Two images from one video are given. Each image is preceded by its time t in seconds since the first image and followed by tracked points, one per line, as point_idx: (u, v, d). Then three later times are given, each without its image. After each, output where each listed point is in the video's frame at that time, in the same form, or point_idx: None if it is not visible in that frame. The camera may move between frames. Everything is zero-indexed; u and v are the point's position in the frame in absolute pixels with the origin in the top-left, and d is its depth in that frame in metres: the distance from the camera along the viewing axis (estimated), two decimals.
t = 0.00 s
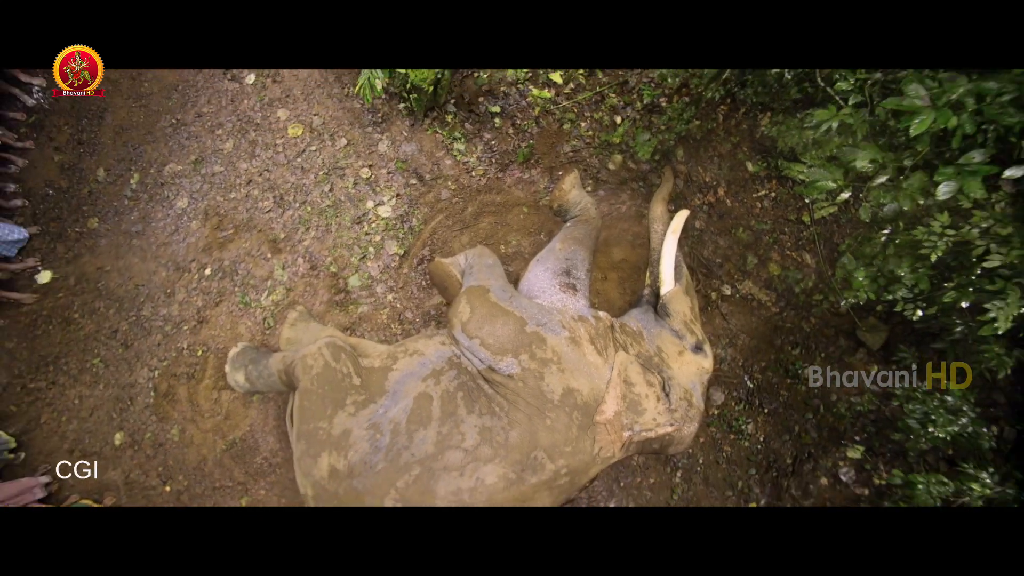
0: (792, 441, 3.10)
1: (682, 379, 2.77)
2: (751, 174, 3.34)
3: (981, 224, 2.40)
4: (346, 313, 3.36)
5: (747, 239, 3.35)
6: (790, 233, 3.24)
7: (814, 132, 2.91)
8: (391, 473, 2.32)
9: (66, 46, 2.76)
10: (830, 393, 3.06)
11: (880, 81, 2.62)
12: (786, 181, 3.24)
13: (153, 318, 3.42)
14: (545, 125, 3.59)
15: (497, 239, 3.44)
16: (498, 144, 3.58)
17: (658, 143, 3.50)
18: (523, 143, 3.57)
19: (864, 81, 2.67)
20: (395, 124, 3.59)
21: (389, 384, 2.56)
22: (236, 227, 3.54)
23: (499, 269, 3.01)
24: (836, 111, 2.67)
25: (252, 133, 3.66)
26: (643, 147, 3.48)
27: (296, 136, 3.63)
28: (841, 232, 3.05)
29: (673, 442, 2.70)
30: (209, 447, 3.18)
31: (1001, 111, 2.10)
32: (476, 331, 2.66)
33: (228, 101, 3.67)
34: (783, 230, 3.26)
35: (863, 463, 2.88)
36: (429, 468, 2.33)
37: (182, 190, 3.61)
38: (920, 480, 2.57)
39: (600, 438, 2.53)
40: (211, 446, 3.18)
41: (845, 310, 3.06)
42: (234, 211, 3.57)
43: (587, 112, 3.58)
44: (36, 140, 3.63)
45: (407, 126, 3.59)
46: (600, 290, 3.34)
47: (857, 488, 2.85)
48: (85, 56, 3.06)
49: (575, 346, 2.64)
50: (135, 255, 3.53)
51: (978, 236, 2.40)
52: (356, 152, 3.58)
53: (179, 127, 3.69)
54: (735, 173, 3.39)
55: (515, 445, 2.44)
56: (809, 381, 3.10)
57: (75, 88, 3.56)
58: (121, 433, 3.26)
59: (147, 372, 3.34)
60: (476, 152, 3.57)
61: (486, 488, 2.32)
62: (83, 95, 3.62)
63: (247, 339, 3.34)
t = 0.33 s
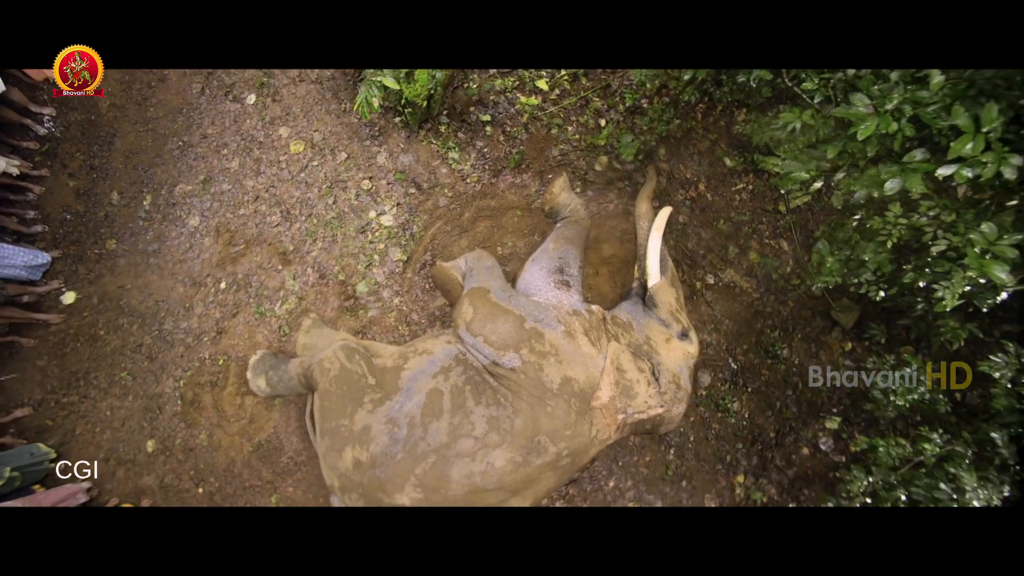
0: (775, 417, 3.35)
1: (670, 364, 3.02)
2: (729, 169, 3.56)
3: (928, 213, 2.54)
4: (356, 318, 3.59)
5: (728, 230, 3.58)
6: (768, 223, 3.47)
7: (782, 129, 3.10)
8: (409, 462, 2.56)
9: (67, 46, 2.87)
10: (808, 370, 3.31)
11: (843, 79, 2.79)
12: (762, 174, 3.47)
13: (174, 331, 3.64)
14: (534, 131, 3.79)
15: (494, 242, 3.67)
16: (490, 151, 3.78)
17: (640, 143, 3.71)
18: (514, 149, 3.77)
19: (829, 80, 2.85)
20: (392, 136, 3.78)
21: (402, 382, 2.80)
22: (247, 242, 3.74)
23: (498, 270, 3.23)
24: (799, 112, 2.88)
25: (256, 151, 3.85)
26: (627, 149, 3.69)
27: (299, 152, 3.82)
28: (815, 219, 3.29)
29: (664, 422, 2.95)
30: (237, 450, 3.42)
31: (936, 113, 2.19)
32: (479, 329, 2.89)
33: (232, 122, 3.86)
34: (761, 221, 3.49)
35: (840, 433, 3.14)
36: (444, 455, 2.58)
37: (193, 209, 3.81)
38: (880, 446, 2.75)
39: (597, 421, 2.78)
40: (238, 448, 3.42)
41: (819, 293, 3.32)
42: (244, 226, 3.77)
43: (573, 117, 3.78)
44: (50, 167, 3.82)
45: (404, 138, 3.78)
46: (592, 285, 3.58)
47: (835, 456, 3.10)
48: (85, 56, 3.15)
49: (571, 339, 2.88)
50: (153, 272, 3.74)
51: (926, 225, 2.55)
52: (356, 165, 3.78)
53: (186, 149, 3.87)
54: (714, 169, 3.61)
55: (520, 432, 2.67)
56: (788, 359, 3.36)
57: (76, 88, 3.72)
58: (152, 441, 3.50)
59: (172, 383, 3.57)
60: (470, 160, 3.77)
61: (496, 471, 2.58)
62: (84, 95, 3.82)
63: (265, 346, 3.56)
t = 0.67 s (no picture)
0: (762, 392, 3.61)
1: (662, 347, 3.27)
2: (711, 162, 3.79)
3: (887, 200, 2.77)
4: (368, 320, 3.83)
5: (712, 219, 3.81)
6: (749, 211, 3.71)
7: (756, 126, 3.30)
8: (429, 449, 2.82)
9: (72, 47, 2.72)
10: (791, 346, 3.57)
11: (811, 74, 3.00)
12: (742, 165, 3.72)
13: (198, 342, 3.88)
14: (525, 134, 3.99)
15: (493, 241, 3.89)
16: (485, 156, 3.99)
17: (626, 141, 3.92)
18: (507, 153, 3.98)
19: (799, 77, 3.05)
20: (391, 146, 3.98)
21: (417, 377, 3.05)
22: (260, 254, 3.96)
23: (499, 269, 3.46)
24: (769, 110, 3.09)
25: (262, 167, 4.05)
26: (613, 148, 3.91)
27: (304, 166, 4.02)
28: (793, 204, 3.53)
29: (659, 400, 3.22)
30: (266, 449, 3.68)
31: (885, 113, 2.42)
32: (486, 325, 3.14)
33: (238, 140, 4.05)
34: (742, 209, 3.73)
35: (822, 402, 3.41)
36: (460, 441, 2.84)
37: (207, 225, 4.02)
38: (850, 409, 3.00)
39: (597, 404, 3.04)
40: (267, 447, 3.68)
41: (798, 275, 3.58)
42: (257, 239, 3.98)
43: (562, 119, 3.98)
44: (67, 193, 4.00)
45: (402, 147, 3.98)
46: (588, 277, 3.83)
47: (817, 424, 3.38)
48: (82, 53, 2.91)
49: (570, 329, 3.13)
50: (174, 287, 3.96)
51: (886, 210, 2.77)
52: (359, 176, 3.98)
53: (196, 168, 4.07)
54: (697, 162, 3.83)
55: (528, 416, 2.92)
56: (771, 337, 3.62)
57: (75, 90, 3.79)
58: (186, 445, 3.76)
59: (200, 390, 3.81)
60: (466, 165, 3.98)
61: (508, 453, 2.84)
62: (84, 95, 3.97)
63: (285, 351, 3.80)
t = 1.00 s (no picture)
0: (755, 370, 3.84)
1: (659, 333, 3.51)
2: (698, 155, 4.00)
3: (858, 187, 2.96)
4: (382, 321, 4.04)
5: (701, 210, 4.03)
6: (736, 201, 3.93)
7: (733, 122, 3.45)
8: (450, 437, 3.06)
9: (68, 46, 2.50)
10: (780, 326, 3.81)
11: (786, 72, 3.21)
12: (727, 157, 3.94)
13: (222, 350, 4.10)
14: (521, 138, 4.19)
15: (496, 241, 4.11)
16: (483, 160, 4.19)
17: (617, 140, 4.12)
18: (505, 156, 4.18)
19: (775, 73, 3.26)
20: (394, 155, 4.17)
21: (434, 372, 3.29)
22: (275, 264, 4.17)
23: (503, 267, 3.68)
24: (747, 108, 3.30)
25: (272, 180, 4.25)
26: (604, 147, 4.12)
27: (311, 178, 4.22)
28: (776, 192, 3.75)
29: (658, 382, 3.47)
30: (294, 447, 3.92)
31: (848, 113, 2.69)
32: (494, 321, 3.38)
33: (247, 156, 4.25)
34: (729, 199, 3.95)
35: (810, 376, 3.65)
36: (478, 428, 3.08)
37: (223, 238, 4.23)
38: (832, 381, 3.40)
39: (602, 388, 3.28)
40: (294, 445, 3.92)
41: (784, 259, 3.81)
42: (271, 250, 4.19)
43: (555, 121, 4.18)
44: (87, 215, 4.20)
45: (405, 156, 4.17)
46: (587, 271, 4.05)
47: (806, 397, 3.62)
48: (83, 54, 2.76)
49: (572, 321, 3.36)
50: (195, 299, 4.18)
51: (857, 197, 2.97)
52: (365, 185, 4.18)
53: (209, 185, 4.27)
54: (685, 156, 4.04)
55: (538, 403, 3.17)
56: (760, 318, 3.86)
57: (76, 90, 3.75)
58: (217, 447, 4.00)
59: (227, 395, 4.05)
60: (466, 170, 4.19)
61: (522, 437, 3.09)
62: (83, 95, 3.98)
63: (304, 354, 4.02)
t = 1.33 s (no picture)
0: (753, 353, 4.04)
1: (659, 322, 3.72)
2: (689, 151, 4.20)
3: (839, 178, 3.19)
4: (395, 321, 4.23)
5: (694, 203, 4.21)
6: (727, 193, 4.14)
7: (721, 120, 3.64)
8: (467, 426, 3.28)
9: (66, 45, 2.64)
10: (774, 311, 4.02)
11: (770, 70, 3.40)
12: (716, 152, 4.15)
13: (243, 355, 4.30)
14: (520, 141, 4.38)
15: (501, 240, 4.28)
16: (485, 164, 4.38)
17: (612, 140, 4.31)
18: (505, 160, 4.37)
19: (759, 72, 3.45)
20: (400, 163, 4.36)
21: (448, 366, 3.50)
22: (290, 271, 4.35)
23: (508, 265, 3.88)
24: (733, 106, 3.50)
25: (283, 192, 4.44)
26: (600, 147, 4.31)
27: (321, 188, 4.40)
28: (765, 183, 3.95)
29: (659, 367, 3.69)
30: (317, 444, 4.13)
31: (823, 112, 2.94)
32: (503, 316, 3.58)
33: (258, 169, 4.44)
34: (720, 192, 4.15)
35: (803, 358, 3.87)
36: (493, 416, 3.30)
37: (239, 249, 4.42)
38: (821, 360, 3.56)
39: (607, 375, 3.49)
40: (318, 443, 4.13)
41: (775, 247, 4.02)
42: (285, 258, 4.37)
43: (551, 124, 4.36)
44: (108, 231, 4.39)
45: (410, 163, 4.36)
46: (588, 265, 4.25)
47: (800, 376, 3.82)
48: (85, 56, 2.92)
49: (577, 314, 3.56)
50: (215, 308, 4.37)
51: (839, 187, 3.20)
52: (372, 192, 4.36)
53: (223, 198, 4.46)
54: (677, 153, 4.23)
55: (548, 391, 3.37)
56: (754, 304, 4.05)
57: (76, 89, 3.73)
58: (244, 448, 4.21)
59: (251, 398, 4.25)
60: (469, 174, 4.37)
61: (534, 423, 3.31)
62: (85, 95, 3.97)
63: (322, 356, 4.21)
